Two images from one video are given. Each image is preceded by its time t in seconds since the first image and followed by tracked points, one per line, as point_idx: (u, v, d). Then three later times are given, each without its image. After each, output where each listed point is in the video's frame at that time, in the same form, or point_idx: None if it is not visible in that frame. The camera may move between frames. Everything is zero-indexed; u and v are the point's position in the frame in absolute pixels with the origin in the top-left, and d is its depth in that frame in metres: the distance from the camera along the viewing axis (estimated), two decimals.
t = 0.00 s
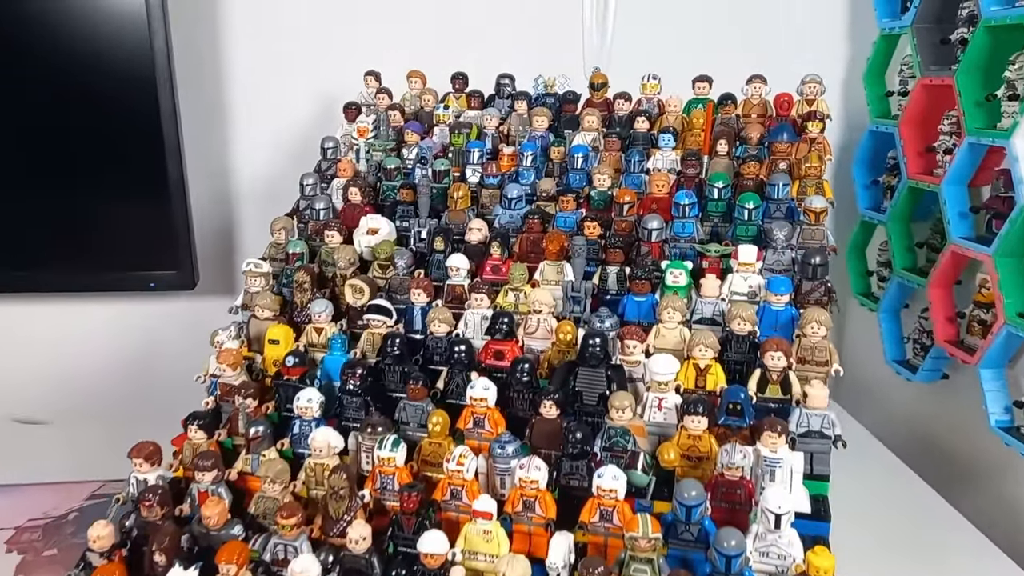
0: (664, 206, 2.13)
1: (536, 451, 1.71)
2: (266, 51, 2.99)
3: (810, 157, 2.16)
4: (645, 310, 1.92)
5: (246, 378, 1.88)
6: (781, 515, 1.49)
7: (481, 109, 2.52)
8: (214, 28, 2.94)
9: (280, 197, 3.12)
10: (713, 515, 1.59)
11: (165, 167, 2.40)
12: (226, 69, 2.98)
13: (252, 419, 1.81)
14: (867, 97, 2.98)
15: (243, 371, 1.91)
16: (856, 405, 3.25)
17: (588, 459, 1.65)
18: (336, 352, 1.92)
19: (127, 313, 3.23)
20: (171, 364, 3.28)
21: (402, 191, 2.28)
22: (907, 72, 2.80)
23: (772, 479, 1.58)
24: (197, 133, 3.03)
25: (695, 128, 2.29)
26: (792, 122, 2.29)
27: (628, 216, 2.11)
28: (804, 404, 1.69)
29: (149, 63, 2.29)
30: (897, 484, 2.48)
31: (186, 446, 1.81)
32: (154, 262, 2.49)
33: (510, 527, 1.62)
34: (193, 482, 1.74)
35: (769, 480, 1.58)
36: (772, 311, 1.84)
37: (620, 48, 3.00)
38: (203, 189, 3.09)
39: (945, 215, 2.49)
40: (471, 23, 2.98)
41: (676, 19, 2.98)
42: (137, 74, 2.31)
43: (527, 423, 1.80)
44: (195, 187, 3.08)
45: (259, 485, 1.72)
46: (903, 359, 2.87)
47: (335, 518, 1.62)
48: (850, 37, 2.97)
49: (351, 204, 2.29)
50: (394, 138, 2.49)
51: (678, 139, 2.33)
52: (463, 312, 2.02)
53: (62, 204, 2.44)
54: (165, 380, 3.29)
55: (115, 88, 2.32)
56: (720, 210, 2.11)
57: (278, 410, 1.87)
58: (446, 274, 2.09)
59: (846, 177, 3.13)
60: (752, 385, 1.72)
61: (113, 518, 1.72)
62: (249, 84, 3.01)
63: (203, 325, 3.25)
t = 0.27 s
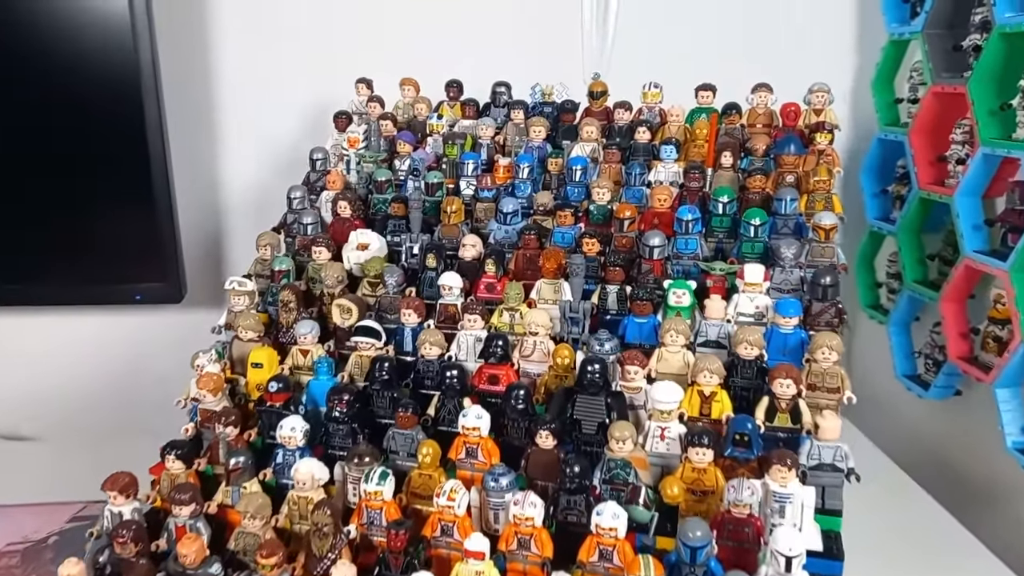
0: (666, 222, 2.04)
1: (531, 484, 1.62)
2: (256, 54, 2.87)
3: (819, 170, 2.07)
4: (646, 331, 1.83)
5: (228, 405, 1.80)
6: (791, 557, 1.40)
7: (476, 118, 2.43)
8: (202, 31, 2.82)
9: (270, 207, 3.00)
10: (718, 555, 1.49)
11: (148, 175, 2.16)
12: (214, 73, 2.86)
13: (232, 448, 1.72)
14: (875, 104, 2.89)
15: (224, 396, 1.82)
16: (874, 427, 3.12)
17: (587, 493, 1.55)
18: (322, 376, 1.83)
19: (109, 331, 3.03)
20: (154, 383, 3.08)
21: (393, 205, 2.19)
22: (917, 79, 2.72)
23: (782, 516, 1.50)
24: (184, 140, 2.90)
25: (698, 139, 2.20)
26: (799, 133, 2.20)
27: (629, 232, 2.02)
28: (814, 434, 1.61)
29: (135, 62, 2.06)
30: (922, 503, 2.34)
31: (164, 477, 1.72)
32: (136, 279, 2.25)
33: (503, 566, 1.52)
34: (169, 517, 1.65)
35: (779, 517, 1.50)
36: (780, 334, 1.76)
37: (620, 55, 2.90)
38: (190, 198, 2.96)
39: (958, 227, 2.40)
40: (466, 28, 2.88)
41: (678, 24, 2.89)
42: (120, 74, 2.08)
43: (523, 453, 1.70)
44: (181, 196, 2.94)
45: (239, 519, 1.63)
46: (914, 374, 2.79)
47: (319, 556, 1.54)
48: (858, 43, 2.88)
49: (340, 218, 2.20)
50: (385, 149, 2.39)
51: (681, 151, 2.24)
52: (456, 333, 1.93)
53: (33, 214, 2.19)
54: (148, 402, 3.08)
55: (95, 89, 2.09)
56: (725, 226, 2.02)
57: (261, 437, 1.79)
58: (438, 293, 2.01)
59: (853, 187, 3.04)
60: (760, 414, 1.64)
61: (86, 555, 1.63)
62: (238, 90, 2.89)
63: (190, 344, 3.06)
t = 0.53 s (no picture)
0: (676, 231, 1.94)
1: (534, 514, 1.52)
2: (246, 54, 2.76)
3: (835, 177, 1.97)
4: (655, 348, 1.72)
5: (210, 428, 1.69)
6: None
7: (474, 121, 2.32)
8: (189, 30, 2.71)
9: (260, 214, 2.88)
10: None
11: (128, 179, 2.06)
12: (201, 74, 2.75)
13: (214, 475, 1.61)
14: (888, 107, 2.79)
15: (207, 418, 1.72)
16: (887, 444, 2.99)
17: (594, 526, 1.44)
18: (310, 396, 1.72)
19: (91, 342, 2.89)
20: (139, 395, 2.94)
21: (387, 213, 2.07)
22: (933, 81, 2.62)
23: (805, 551, 1.40)
24: (170, 144, 2.78)
25: (708, 143, 2.10)
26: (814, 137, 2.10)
27: (635, 241, 1.91)
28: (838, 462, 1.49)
29: (124, 61, 1.97)
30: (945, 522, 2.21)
31: (139, 507, 1.61)
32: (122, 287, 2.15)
33: None
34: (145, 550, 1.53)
35: (801, 552, 1.40)
36: (798, 351, 1.65)
37: (623, 56, 2.80)
38: (176, 204, 2.84)
39: (978, 236, 2.30)
40: (464, 29, 2.78)
41: (682, 22, 2.79)
42: (108, 74, 1.98)
43: (525, 480, 1.59)
44: (167, 202, 2.83)
45: (220, 553, 1.51)
46: (929, 388, 2.68)
47: None
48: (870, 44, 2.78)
49: (331, 227, 2.09)
50: (378, 154, 2.28)
51: (689, 156, 2.13)
52: (453, 349, 1.82)
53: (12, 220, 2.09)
54: (133, 414, 2.95)
55: (83, 88, 1.99)
56: (737, 235, 1.92)
57: (245, 462, 1.68)
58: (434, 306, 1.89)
59: (865, 191, 2.94)
60: (779, 439, 1.53)
61: None
62: (227, 91, 2.78)
63: (177, 354, 2.92)
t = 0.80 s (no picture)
0: (685, 243, 1.84)
1: (539, 550, 1.42)
2: (235, 55, 2.65)
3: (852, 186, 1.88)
4: (665, 370, 1.62)
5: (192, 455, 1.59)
6: None
7: (472, 127, 2.23)
8: (175, 29, 2.60)
9: (249, 221, 2.77)
10: None
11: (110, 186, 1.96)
12: (188, 75, 2.64)
13: (196, 507, 1.50)
14: (898, 111, 2.71)
15: (190, 445, 1.62)
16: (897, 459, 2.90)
17: (604, 565, 1.33)
18: (300, 421, 1.62)
19: (72, 358, 2.77)
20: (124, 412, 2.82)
21: (381, 223, 1.96)
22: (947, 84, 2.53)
23: None
24: (155, 147, 2.66)
25: (717, 150, 2.00)
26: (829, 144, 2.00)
27: (643, 254, 1.81)
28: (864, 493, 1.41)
29: (107, 59, 1.87)
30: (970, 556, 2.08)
31: (115, 542, 1.50)
32: (103, 300, 2.04)
33: None
34: None
35: None
36: (818, 373, 1.56)
37: (626, 59, 2.71)
38: (161, 210, 2.72)
39: (995, 246, 2.20)
40: (459, 32, 2.68)
41: (686, 23, 2.70)
42: (92, 73, 1.88)
43: (530, 512, 1.49)
44: (152, 208, 2.71)
45: None
46: (942, 403, 2.60)
47: None
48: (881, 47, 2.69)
49: (322, 238, 1.99)
50: (372, 160, 2.19)
51: (698, 163, 2.04)
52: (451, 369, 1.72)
53: None
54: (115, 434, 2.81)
55: (67, 87, 1.89)
56: (750, 248, 1.83)
57: (230, 491, 1.57)
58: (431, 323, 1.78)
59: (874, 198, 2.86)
60: (799, 467, 1.45)
61: None
62: (215, 93, 2.67)
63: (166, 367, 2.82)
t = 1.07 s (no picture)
0: (692, 257, 1.75)
1: None
2: (217, 56, 2.53)
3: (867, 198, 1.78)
4: (674, 396, 1.53)
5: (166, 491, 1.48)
6: None
7: (466, 133, 2.12)
8: (154, 29, 2.48)
9: (232, 229, 2.65)
10: None
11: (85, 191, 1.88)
12: (168, 77, 2.51)
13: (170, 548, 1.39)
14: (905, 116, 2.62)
15: (165, 479, 1.51)
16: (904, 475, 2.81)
17: None
18: (283, 453, 1.51)
19: (44, 374, 2.59)
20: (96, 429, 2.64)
21: (370, 236, 1.85)
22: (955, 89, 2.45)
23: None
24: (133, 153, 2.53)
25: (724, 159, 1.90)
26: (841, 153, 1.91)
27: (648, 270, 1.72)
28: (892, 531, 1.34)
29: (81, 59, 1.78)
30: None
31: None
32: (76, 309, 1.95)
33: None
34: None
35: None
36: (838, 400, 1.46)
37: (624, 61, 2.61)
38: (140, 219, 2.59)
39: (1009, 258, 2.11)
40: (453, 36, 2.58)
41: (686, 24, 2.61)
42: (65, 72, 1.79)
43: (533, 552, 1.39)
44: (130, 216, 2.58)
45: None
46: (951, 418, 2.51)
47: None
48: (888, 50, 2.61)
49: (308, 251, 1.88)
50: (360, 168, 2.08)
51: (703, 173, 1.94)
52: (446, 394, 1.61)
53: None
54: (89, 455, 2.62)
55: (39, 88, 1.80)
56: (761, 263, 1.73)
57: (208, 528, 1.48)
58: (423, 343, 1.68)
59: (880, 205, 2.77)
60: (820, 502, 1.36)
61: None
62: (196, 96, 2.55)
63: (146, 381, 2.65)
